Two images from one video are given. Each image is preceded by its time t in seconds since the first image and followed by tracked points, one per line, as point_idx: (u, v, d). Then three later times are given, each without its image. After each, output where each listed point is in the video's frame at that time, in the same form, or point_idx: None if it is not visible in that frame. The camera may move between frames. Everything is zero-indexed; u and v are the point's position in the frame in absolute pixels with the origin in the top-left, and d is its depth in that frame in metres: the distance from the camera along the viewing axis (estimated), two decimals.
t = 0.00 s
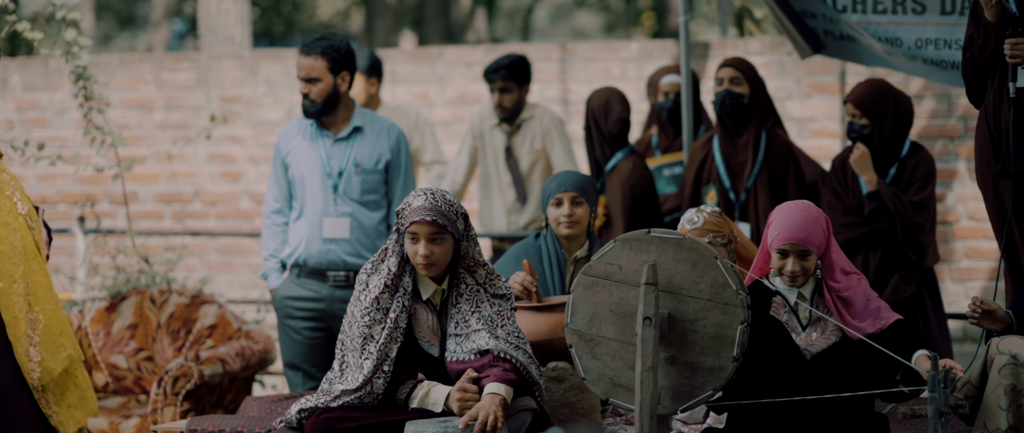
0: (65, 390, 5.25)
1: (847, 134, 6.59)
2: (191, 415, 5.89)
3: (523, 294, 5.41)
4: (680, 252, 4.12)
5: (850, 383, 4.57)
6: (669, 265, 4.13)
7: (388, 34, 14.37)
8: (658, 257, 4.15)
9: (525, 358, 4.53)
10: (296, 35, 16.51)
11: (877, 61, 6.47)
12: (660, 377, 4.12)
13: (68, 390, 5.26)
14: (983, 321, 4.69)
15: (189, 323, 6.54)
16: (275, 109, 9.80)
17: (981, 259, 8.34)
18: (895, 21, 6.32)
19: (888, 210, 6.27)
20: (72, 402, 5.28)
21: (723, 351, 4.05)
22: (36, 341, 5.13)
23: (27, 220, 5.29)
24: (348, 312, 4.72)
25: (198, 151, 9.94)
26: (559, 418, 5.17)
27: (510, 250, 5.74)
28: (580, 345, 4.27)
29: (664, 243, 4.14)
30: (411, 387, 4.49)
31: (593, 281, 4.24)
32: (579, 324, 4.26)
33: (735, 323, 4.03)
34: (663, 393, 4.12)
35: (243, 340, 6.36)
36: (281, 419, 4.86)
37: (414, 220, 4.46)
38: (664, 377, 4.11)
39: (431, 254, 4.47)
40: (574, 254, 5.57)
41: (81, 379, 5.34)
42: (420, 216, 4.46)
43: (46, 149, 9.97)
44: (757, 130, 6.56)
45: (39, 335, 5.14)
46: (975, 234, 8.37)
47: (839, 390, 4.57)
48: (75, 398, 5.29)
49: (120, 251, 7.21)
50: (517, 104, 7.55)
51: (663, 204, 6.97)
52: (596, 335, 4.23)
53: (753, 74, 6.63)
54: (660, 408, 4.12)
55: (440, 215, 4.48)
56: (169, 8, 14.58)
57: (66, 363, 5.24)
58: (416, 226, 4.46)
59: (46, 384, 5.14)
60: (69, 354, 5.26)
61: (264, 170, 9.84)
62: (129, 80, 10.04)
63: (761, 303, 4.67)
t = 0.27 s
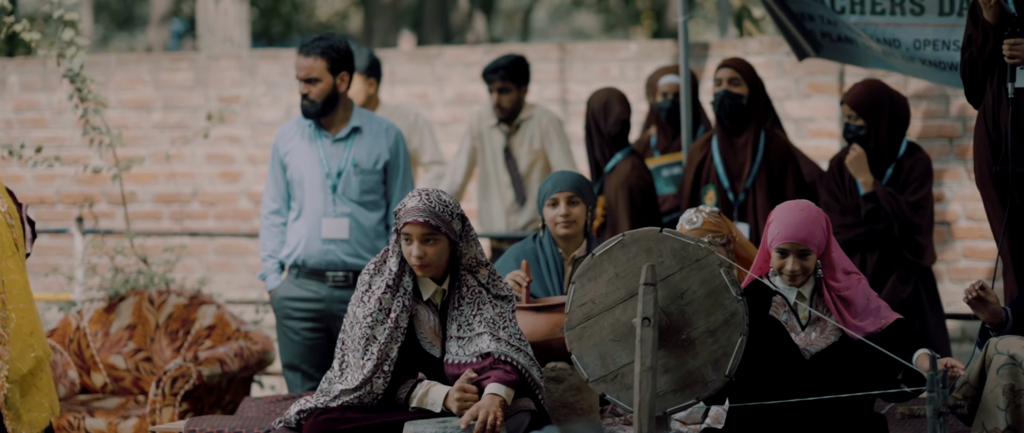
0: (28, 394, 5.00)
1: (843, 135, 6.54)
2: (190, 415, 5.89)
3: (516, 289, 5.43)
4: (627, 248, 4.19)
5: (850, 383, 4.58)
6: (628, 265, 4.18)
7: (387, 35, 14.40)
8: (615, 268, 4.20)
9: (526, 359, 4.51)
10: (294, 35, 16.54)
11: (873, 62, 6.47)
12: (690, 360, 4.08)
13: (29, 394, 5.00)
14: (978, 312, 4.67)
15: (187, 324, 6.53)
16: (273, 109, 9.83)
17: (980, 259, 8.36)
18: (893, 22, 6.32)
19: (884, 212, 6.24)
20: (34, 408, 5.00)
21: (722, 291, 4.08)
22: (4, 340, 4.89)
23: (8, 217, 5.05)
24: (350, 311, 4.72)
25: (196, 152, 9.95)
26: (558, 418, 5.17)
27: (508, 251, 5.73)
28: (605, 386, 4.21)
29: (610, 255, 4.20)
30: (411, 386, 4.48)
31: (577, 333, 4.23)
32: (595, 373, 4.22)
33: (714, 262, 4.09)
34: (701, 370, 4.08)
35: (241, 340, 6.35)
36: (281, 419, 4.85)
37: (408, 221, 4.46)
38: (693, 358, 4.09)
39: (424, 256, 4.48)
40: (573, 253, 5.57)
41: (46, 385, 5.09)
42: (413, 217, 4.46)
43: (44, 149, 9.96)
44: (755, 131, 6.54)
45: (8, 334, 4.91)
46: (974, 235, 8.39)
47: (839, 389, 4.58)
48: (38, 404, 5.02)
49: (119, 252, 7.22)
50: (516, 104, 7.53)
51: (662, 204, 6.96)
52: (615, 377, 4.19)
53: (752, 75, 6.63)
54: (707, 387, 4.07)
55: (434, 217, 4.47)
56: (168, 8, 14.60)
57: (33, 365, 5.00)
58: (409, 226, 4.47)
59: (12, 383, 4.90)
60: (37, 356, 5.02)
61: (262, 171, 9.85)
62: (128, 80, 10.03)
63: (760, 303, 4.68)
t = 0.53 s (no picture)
0: None
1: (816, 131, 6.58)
2: (164, 412, 5.86)
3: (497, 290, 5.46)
4: (568, 269, 4.30)
5: (823, 377, 4.61)
6: (576, 282, 4.30)
7: (361, 32, 14.28)
8: (566, 296, 4.31)
9: (501, 357, 4.51)
10: (269, 31, 16.43)
11: (849, 60, 6.48)
12: (679, 329, 4.21)
13: None
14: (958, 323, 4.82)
15: (161, 320, 6.50)
16: (247, 106, 9.80)
17: (954, 255, 8.38)
18: (868, 19, 6.32)
19: (857, 208, 6.27)
20: None
21: (664, 250, 4.22)
22: None
23: None
24: (326, 305, 4.68)
25: (171, 148, 9.90)
26: (531, 414, 5.19)
27: (481, 248, 5.78)
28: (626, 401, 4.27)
29: (555, 286, 4.31)
30: (385, 380, 4.47)
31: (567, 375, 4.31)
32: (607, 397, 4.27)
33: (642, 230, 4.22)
34: (692, 330, 4.20)
35: (215, 337, 6.32)
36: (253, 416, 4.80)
37: (372, 219, 4.42)
38: (680, 326, 4.21)
39: (386, 254, 4.44)
40: (546, 249, 5.62)
41: None
42: (379, 215, 4.42)
43: (18, 145, 9.89)
44: (731, 127, 6.55)
45: None
46: (948, 231, 8.41)
47: (811, 384, 4.60)
48: None
49: (92, 248, 7.18)
50: (490, 100, 7.58)
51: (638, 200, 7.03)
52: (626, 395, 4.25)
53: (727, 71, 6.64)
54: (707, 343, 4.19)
55: (397, 216, 4.42)
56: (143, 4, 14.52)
57: None
58: (372, 224, 4.43)
59: None
60: None
61: (237, 167, 9.83)
62: (102, 77, 9.98)
63: (735, 298, 4.68)
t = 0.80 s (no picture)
0: None
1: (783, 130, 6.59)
2: (132, 410, 5.81)
3: (477, 291, 5.44)
4: (523, 306, 4.24)
5: (789, 378, 4.65)
6: (534, 314, 4.24)
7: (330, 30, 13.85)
8: (536, 333, 4.24)
9: (470, 356, 4.49)
10: (239, 31, 16.28)
11: (815, 60, 6.47)
12: (646, 300, 4.11)
13: None
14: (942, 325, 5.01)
15: (130, 319, 6.44)
16: (216, 104, 9.75)
17: (923, 253, 8.40)
18: (836, 19, 6.36)
19: (825, 209, 6.24)
20: None
21: (595, 237, 4.14)
22: None
23: None
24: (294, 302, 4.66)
25: (140, 147, 9.84)
26: (500, 414, 5.24)
27: (450, 248, 5.82)
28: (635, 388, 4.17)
29: (519, 331, 4.24)
30: (351, 379, 4.45)
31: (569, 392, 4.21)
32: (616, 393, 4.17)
33: (563, 235, 4.15)
34: (657, 292, 4.12)
35: (184, 336, 6.26)
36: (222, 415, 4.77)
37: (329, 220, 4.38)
38: (647, 297, 4.12)
39: (343, 254, 4.41)
40: (515, 247, 5.67)
41: None
42: (336, 216, 4.38)
43: None
44: (700, 126, 6.55)
45: None
46: (917, 229, 8.44)
47: (778, 385, 4.64)
48: None
49: (59, 245, 7.13)
50: (459, 99, 7.52)
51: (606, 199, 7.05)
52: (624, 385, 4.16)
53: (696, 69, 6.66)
54: (670, 288, 4.10)
55: (353, 216, 4.38)
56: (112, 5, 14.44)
57: None
58: (330, 225, 4.39)
59: None
60: None
61: (206, 166, 9.77)
62: (71, 75, 9.93)
63: (702, 295, 4.75)
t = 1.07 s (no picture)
0: None
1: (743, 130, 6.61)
2: (94, 410, 5.75)
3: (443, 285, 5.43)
4: (494, 351, 4.27)
5: (748, 376, 4.96)
6: (505, 343, 4.26)
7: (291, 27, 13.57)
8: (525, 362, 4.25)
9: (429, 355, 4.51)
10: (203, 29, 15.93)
11: (774, 60, 6.50)
12: (588, 271, 4.20)
13: None
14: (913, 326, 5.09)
15: (92, 318, 6.39)
16: (178, 103, 9.75)
17: (884, 252, 8.42)
18: (797, 18, 6.36)
19: (786, 208, 6.28)
20: None
21: (513, 253, 4.25)
22: None
23: None
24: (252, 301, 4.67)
25: (101, 145, 9.77)
26: (462, 412, 5.32)
27: (410, 249, 5.82)
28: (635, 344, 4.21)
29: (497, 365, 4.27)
30: (306, 376, 4.50)
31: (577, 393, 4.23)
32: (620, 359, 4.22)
33: (483, 269, 4.26)
34: (593, 258, 4.20)
35: (145, 335, 6.20)
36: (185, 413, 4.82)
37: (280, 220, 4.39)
38: (589, 270, 4.20)
39: (295, 254, 4.42)
40: (477, 247, 5.69)
41: None
42: (286, 216, 4.39)
43: None
44: (662, 125, 6.59)
45: None
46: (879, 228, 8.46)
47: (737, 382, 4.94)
48: None
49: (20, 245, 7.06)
50: (421, 97, 7.60)
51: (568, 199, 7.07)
52: (625, 352, 4.21)
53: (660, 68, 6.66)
54: (600, 249, 4.20)
55: (305, 217, 4.39)
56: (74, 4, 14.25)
57: None
58: (283, 225, 4.40)
59: None
60: None
61: (168, 165, 9.72)
62: (31, 74, 9.84)
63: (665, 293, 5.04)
